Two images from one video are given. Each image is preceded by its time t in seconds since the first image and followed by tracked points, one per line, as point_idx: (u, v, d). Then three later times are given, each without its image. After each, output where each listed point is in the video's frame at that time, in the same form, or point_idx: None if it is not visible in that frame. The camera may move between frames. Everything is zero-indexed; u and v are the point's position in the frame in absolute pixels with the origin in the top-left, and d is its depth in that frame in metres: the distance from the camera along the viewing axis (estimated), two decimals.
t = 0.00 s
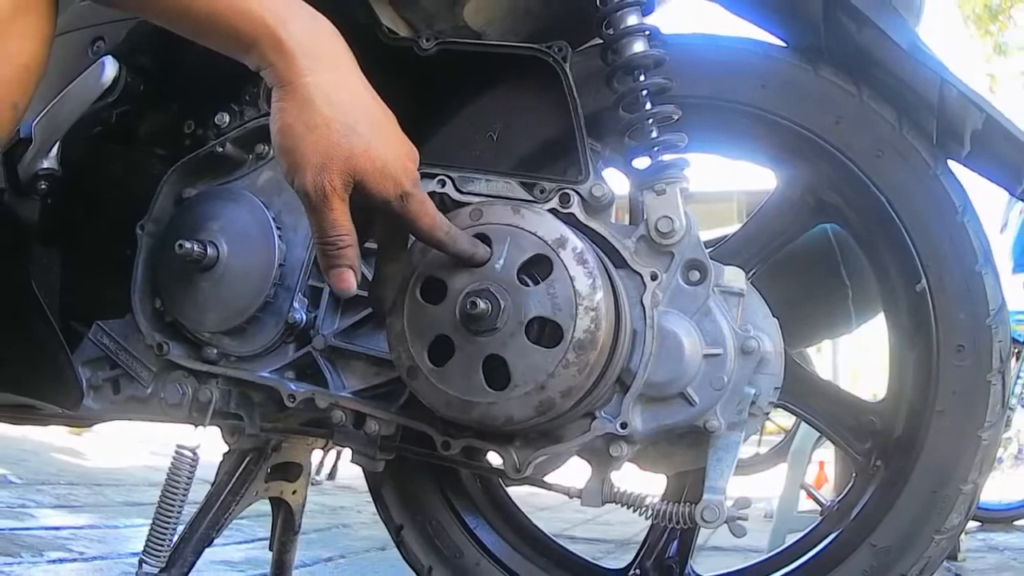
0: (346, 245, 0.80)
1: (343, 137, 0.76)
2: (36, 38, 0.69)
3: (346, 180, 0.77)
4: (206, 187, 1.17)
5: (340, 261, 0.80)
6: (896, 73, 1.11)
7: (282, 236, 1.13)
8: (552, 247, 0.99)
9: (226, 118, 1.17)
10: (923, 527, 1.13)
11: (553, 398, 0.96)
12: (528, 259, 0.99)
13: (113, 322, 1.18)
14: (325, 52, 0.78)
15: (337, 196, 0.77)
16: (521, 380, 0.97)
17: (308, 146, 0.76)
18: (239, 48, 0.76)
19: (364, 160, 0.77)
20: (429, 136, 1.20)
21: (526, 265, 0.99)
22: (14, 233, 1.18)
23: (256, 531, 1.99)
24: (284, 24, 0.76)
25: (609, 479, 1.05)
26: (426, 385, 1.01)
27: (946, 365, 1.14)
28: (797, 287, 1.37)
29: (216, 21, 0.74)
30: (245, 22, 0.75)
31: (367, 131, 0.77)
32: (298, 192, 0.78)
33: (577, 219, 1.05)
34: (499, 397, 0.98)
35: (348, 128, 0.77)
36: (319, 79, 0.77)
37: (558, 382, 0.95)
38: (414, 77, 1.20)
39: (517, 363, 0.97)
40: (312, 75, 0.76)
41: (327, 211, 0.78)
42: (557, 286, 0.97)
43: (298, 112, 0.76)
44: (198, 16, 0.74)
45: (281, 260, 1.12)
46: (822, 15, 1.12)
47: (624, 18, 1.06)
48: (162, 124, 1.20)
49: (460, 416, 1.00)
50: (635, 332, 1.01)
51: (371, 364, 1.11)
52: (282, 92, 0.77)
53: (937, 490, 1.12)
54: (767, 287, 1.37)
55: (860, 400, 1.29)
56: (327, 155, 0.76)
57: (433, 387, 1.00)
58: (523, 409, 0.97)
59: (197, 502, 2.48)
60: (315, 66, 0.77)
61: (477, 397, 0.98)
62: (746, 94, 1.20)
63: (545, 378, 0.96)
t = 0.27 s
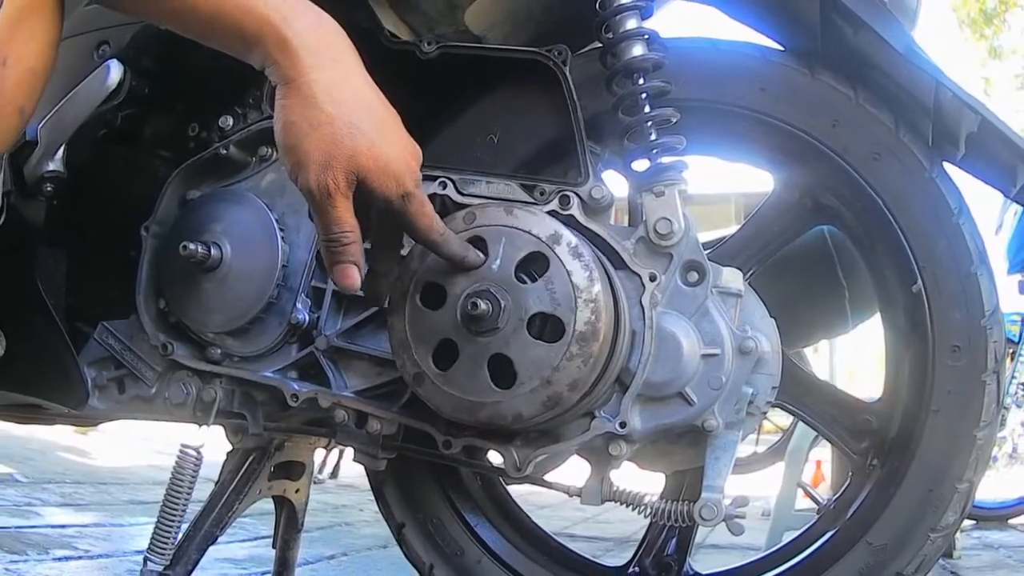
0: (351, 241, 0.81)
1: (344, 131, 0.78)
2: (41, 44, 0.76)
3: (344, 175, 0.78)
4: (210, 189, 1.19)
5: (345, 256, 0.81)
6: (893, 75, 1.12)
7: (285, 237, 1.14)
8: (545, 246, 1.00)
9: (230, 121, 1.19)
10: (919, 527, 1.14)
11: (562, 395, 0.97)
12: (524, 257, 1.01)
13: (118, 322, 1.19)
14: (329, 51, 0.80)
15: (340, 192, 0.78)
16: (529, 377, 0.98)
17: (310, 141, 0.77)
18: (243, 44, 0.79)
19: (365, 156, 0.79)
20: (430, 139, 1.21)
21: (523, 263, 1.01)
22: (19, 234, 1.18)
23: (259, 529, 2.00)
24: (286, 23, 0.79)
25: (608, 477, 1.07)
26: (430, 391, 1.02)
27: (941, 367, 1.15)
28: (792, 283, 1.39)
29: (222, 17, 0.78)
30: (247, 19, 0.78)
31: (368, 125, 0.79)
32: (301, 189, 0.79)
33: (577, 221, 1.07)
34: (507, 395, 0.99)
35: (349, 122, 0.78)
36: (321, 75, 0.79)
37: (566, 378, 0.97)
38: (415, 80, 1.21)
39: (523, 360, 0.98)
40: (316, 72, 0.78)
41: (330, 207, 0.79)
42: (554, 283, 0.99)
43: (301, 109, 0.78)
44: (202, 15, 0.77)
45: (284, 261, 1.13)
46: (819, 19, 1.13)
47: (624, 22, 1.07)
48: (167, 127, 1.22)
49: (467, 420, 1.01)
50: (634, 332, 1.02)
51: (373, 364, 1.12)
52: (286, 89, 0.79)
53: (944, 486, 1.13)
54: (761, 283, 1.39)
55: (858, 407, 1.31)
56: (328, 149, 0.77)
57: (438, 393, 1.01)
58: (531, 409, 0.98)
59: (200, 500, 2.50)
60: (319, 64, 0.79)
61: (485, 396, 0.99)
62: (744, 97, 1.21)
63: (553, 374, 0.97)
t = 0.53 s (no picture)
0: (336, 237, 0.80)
1: (334, 129, 0.79)
2: (45, 47, 0.78)
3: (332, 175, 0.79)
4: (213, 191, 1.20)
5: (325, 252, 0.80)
6: (889, 79, 1.14)
7: (288, 239, 1.16)
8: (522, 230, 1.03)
9: (233, 124, 1.20)
10: (919, 518, 1.15)
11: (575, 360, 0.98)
12: (508, 246, 1.03)
13: (123, 322, 1.21)
14: (325, 51, 0.81)
15: (326, 187, 0.79)
16: (546, 359, 0.99)
17: (301, 138, 0.78)
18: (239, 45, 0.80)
19: (354, 155, 0.80)
20: (432, 142, 1.21)
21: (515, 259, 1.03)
22: (25, 236, 1.19)
23: (263, 527, 2.02)
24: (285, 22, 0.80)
25: (607, 476, 1.08)
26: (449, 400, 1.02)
27: (937, 358, 1.17)
28: (790, 284, 1.40)
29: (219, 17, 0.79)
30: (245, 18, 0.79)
31: (359, 125, 0.80)
32: (288, 183, 0.80)
33: (577, 223, 1.08)
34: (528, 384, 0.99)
35: (342, 120, 0.80)
36: (316, 74, 0.80)
37: (580, 341, 0.98)
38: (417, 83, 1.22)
39: (534, 339, 0.99)
40: (310, 71, 0.80)
41: (316, 202, 0.79)
42: (542, 258, 1.01)
43: (295, 105, 0.79)
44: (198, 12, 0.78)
45: (287, 263, 1.14)
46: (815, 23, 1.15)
47: (623, 26, 1.08)
48: (171, 129, 1.23)
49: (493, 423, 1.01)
50: (633, 333, 1.04)
51: (375, 364, 1.14)
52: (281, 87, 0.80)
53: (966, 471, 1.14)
54: (759, 284, 1.40)
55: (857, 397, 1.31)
56: (317, 148, 0.78)
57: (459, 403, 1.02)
58: (553, 394, 0.99)
59: (204, 499, 2.51)
60: (315, 63, 0.80)
61: (508, 391, 1.00)
62: (742, 100, 1.22)
63: (569, 348, 0.98)
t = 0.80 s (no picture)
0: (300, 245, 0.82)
1: (309, 143, 0.80)
2: (45, 53, 0.82)
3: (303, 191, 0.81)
4: (215, 194, 1.21)
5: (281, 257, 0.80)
6: (886, 82, 1.16)
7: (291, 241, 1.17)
8: (474, 229, 1.06)
9: (237, 127, 1.21)
10: (925, 504, 1.16)
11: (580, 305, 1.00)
12: (473, 247, 1.05)
13: (128, 323, 1.22)
14: (314, 68, 0.83)
15: (299, 197, 0.80)
16: (557, 324, 1.00)
17: (280, 149, 0.80)
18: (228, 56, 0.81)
19: (329, 171, 0.82)
20: (433, 144, 1.25)
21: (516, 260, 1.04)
22: (30, 238, 1.21)
23: (266, 525, 2.03)
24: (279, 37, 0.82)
25: (607, 475, 1.09)
26: (466, 406, 1.03)
27: (931, 342, 1.18)
28: (788, 289, 1.41)
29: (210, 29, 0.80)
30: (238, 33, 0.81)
31: (337, 145, 0.82)
32: (262, 188, 0.81)
33: (577, 225, 1.10)
34: (552, 354, 1.00)
35: (320, 137, 0.81)
36: (300, 90, 0.82)
37: (580, 291, 1.00)
38: (418, 86, 1.23)
39: (540, 305, 1.00)
40: (297, 86, 0.82)
41: (286, 208, 0.80)
42: (508, 239, 1.04)
43: (277, 116, 0.81)
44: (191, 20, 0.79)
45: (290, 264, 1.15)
46: (813, 27, 1.16)
47: (622, 30, 1.09)
48: (174, 132, 1.24)
49: (528, 413, 1.01)
50: (631, 333, 1.05)
51: (377, 364, 1.15)
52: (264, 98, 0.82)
53: (972, 452, 1.16)
54: (758, 291, 1.41)
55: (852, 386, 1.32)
56: (290, 160, 0.80)
57: (485, 406, 1.02)
58: (573, 364, 1.00)
59: (208, 497, 2.53)
60: (303, 78, 0.82)
61: (529, 369, 1.00)
62: (741, 102, 1.24)
63: (577, 306, 1.00)
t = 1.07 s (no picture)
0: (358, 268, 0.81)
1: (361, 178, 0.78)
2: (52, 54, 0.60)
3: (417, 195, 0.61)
4: (220, 195, 1.23)
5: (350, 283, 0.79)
6: (882, 86, 1.17)
7: (294, 241, 1.18)
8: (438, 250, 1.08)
9: (240, 129, 1.25)
10: (929, 488, 1.16)
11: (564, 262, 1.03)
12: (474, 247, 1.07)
13: (132, 323, 1.24)
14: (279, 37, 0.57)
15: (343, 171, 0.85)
16: (556, 292, 1.02)
17: (317, 132, 0.55)
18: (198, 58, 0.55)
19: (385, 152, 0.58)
20: (433, 143, 1.27)
21: (508, 255, 1.06)
22: (36, 240, 1.22)
23: (269, 523, 2.04)
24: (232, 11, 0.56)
25: (606, 473, 1.11)
26: (501, 404, 1.03)
27: (926, 324, 1.19)
28: (783, 287, 1.43)
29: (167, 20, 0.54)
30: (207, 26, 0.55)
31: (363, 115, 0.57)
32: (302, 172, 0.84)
33: (577, 226, 1.11)
34: (551, 354, 1.01)
35: (362, 112, 0.57)
36: (285, 67, 0.56)
37: (561, 254, 1.03)
38: (420, 87, 1.25)
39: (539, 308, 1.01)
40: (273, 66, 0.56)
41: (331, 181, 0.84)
42: (474, 238, 1.06)
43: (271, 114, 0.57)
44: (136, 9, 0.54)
45: (293, 264, 1.17)
46: (811, 31, 1.17)
47: (621, 34, 1.10)
48: (179, 135, 1.27)
49: (565, 387, 1.01)
50: (630, 333, 1.06)
51: (378, 364, 1.16)
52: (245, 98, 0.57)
53: (973, 432, 1.17)
54: (753, 288, 1.43)
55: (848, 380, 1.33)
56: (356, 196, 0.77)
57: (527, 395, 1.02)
58: (588, 324, 1.01)
59: (212, 496, 2.55)
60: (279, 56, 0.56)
61: (551, 340, 1.01)
62: (740, 105, 1.25)
63: (566, 270, 1.03)
